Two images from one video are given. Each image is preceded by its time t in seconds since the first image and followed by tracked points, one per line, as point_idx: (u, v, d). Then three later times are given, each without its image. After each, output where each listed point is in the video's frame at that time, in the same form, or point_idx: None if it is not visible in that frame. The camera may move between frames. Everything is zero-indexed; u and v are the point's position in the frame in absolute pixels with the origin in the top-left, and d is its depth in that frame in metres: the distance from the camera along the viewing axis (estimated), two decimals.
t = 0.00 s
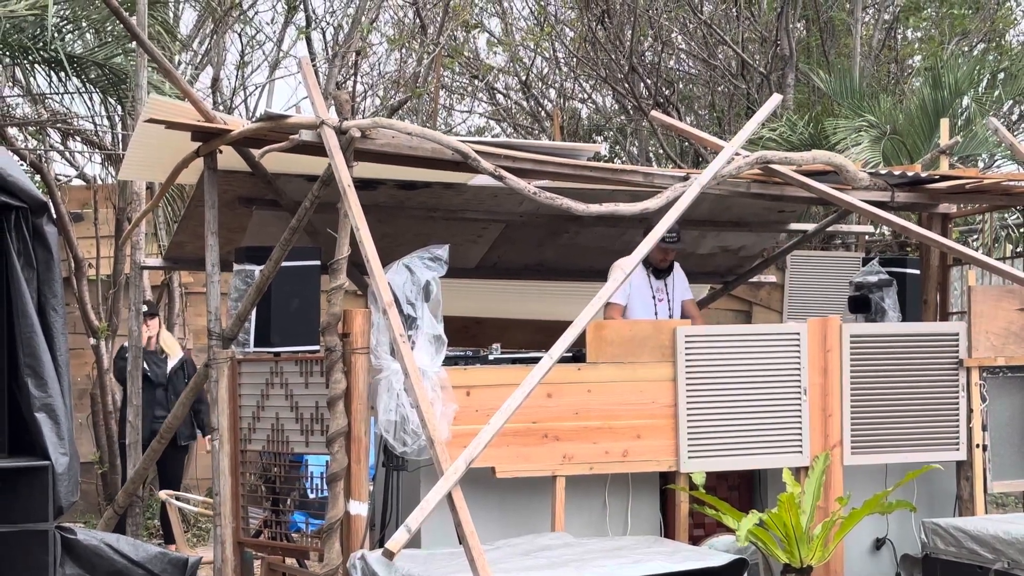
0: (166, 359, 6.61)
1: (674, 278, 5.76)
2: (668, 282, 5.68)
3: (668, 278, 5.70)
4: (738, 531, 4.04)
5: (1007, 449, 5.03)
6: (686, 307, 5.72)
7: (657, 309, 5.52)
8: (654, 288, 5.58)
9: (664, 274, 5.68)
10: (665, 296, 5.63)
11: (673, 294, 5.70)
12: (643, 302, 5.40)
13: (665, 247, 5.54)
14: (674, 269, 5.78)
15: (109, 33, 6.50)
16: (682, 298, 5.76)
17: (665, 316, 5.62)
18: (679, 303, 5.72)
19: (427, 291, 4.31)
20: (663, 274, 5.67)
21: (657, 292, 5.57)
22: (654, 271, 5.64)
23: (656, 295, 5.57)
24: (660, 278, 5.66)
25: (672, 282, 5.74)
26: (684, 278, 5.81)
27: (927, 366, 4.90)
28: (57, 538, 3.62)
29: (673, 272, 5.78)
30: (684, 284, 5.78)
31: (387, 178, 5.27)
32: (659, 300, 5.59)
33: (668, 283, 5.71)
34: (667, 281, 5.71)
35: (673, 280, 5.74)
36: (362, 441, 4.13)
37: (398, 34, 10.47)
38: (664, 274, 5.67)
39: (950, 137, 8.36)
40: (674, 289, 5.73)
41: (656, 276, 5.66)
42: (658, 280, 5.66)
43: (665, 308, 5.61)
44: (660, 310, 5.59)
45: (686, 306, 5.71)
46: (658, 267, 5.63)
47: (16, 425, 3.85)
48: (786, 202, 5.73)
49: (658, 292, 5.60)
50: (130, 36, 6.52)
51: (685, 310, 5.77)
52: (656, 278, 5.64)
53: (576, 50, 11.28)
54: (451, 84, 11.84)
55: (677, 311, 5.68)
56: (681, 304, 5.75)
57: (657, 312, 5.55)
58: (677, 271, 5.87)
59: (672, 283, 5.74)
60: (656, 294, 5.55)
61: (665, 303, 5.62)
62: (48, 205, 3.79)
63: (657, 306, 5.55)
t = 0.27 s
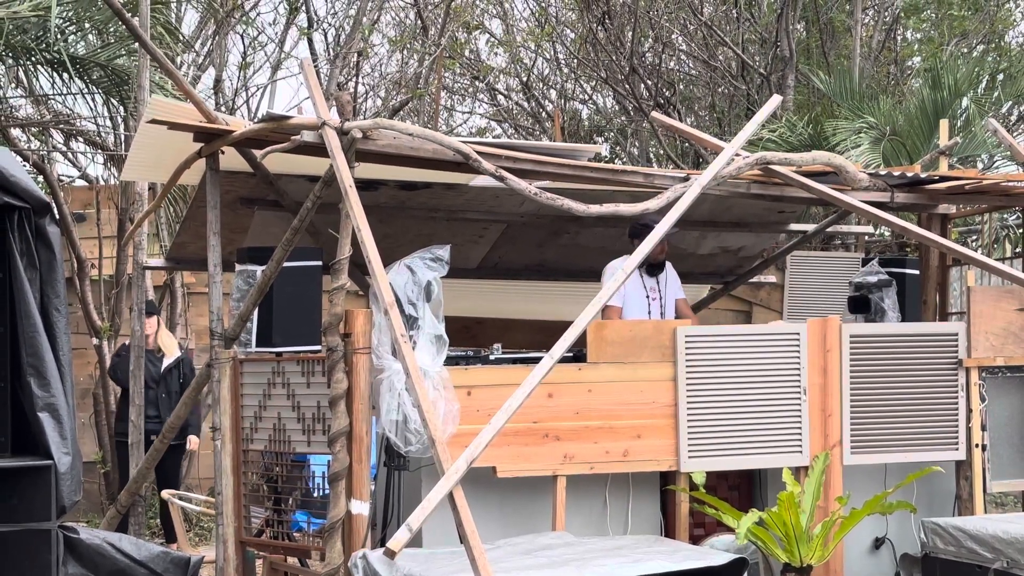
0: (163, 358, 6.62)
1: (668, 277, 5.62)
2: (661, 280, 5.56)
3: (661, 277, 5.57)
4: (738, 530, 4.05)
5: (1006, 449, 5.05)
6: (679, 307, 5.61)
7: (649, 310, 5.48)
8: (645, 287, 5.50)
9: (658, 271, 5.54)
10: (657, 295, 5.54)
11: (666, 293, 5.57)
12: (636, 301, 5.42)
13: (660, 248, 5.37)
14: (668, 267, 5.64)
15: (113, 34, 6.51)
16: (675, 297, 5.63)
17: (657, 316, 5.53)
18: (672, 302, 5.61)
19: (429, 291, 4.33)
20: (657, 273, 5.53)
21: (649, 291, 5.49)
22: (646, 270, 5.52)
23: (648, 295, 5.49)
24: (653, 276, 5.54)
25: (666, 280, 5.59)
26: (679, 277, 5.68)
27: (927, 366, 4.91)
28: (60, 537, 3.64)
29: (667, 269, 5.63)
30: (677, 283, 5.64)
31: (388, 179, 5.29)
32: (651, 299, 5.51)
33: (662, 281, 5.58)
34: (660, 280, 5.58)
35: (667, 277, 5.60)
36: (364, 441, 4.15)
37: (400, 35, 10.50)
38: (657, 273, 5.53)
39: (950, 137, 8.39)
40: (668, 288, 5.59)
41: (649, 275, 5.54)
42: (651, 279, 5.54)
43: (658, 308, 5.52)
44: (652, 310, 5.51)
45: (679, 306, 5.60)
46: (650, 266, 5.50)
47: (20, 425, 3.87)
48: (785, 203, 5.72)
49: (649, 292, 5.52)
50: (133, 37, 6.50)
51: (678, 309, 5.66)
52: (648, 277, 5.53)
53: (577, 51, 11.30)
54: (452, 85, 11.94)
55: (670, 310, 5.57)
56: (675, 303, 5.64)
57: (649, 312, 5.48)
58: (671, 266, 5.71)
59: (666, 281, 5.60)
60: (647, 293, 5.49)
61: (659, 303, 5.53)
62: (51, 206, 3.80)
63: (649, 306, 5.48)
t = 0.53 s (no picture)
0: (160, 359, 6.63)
1: (662, 277, 5.62)
2: (655, 280, 5.57)
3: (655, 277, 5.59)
4: (739, 530, 4.06)
5: (1006, 449, 5.06)
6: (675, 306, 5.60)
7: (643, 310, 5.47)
8: (639, 288, 5.51)
9: (652, 272, 5.56)
10: (651, 295, 5.55)
11: (660, 292, 5.59)
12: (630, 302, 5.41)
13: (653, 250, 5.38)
14: (662, 268, 5.65)
15: (115, 34, 6.54)
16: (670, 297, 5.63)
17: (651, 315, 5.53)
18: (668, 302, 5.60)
19: (430, 291, 4.33)
20: (651, 273, 5.55)
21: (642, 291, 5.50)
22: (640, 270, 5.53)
23: (641, 296, 5.50)
24: (647, 277, 5.56)
25: (660, 280, 5.60)
26: (673, 277, 5.69)
27: (927, 366, 4.92)
28: (62, 537, 3.65)
29: (661, 269, 5.65)
30: (672, 283, 5.64)
31: (389, 179, 5.29)
32: (645, 300, 5.51)
33: (657, 280, 5.59)
34: (654, 280, 5.59)
35: (662, 277, 5.61)
36: (366, 441, 4.15)
37: (401, 35, 10.51)
38: (650, 273, 5.55)
39: (950, 138, 8.39)
40: (662, 288, 5.60)
41: (643, 275, 5.55)
42: (645, 280, 5.56)
43: (652, 308, 5.52)
44: (646, 310, 5.50)
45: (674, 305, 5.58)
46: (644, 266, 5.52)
47: (21, 424, 3.88)
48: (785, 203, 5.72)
49: (642, 292, 5.53)
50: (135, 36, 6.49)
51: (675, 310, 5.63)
52: (642, 277, 5.54)
53: (579, 51, 11.30)
54: (454, 85, 11.97)
55: (664, 310, 5.57)
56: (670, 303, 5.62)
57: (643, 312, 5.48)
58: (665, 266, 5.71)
59: (661, 281, 5.61)
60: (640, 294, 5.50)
61: (652, 304, 5.54)
62: (52, 206, 3.81)
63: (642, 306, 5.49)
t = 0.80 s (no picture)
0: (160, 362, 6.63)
1: (660, 277, 5.63)
2: (652, 280, 5.58)
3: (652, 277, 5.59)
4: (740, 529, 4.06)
5: (1007, 447, 5.06)
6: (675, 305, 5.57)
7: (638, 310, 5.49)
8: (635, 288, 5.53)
9: (649, 272, 5.57)
10: (648, 295, 5.55)
11: (658, 292, 5.58)
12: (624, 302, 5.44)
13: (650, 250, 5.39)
14: (661, 269, 5.65)
15: (117, 34, 6.52)
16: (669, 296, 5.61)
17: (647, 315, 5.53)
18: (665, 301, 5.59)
19: (432, 290, 4.34)
20: (648, 273, 5.56)
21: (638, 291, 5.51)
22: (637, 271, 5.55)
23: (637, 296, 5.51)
24: (644, 277, 5.56)
25: (658, 280, 5.61)
26: (672, 277, 5.68)
27: (928, 365, 4.92)
28: (64, 535, 3.65)
29: (660, 270, 5.65)
30: (670, 283, 5.64)
31: (391, 178, 5.30)
32: (641, 300, 5.53)
33: (655, 281, 5.60)
34: (652, 281, 5.60)
35: (660, 278, 5.62)
36: (368, 440, 4.16)
37: (404, 35, 10.52)
38: (648, 274, 5.56)
39: (952, 137, 8.40)
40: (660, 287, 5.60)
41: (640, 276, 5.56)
42: (643, 280, 5.56)
43: (648, 307, 5.53)
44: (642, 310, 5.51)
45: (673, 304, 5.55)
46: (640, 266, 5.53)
47: (23, 423, 3.89)
48: (788, 203, 5.75)
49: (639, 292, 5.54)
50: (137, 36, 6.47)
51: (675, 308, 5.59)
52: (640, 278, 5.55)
53: (580, 50, 11.31)
54: (456, 84, 11.98)
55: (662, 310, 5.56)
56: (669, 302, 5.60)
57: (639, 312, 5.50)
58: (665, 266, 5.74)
59: (659, 281, 5.61)
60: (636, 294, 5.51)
61: (649, 304, 5.54)
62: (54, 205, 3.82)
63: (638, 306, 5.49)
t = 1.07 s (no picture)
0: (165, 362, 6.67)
1: (662, 277, 5.61)
2: (653, 280, 5.56)
3: (654, 277, 5.58)
4: (743, 527, 4.06)
5: (1009, 447, 5.07)
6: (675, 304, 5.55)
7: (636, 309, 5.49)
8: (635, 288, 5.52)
9: (651, 273, 5.55)
10: (648, 294, 5.54)
11: (658, 292, 5.57)
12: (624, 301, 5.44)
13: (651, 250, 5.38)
14: (662, 269, 5.64)
15: (120, 32, 6.54)
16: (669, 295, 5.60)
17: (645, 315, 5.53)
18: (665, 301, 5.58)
19: (434, 289, 4.34)
20: (649, 274, 5.54)
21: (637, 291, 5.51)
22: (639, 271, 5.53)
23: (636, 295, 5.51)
24: (645, 277, 5.55)
25: (659, 280, 5.59)
26: (673, 278, 5.67)
27: (931, 364, 4.92)
28: (66, 534, 3.66)
29: (662, 270, 5.63)
30: (672, 283, 5.63)
31: (394, 177, 5.31)
32: (640, 299, 5.52)
33: (655, 281, 5.58)
34: (654, 281, 5.58)
35: (661, 278, 5.60)
36: (370, 439, 4.16)
37: (407, 34, 10.52)
38: (649, 275, 5.54)
39: (954, 136, 8.41)
40: (661, 287, 5.58)
41: (642, 276, 5.55)
42: (643, 280, 5.55)
43: (647, 307, 5.53)
44: (641, 309, 5.51)
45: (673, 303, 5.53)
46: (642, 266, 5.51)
47: (26, 422, 3.89)
48: (795, 203, 5.83)
49: (639, 292, 5.53)
50: (140, 35, 6.49)
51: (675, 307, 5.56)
52: (641, 278, 5.54)
53: (583, 50, 11.32)
54: (459, 84, 11.99)
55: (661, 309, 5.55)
56: (670, 300, 5.58)
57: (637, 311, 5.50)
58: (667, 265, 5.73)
59: (660, 281, 5.60)
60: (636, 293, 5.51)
61: (648, 303, 5.54)
62: (58, 203, 3.82)
63: (637, 305, 5.50)
